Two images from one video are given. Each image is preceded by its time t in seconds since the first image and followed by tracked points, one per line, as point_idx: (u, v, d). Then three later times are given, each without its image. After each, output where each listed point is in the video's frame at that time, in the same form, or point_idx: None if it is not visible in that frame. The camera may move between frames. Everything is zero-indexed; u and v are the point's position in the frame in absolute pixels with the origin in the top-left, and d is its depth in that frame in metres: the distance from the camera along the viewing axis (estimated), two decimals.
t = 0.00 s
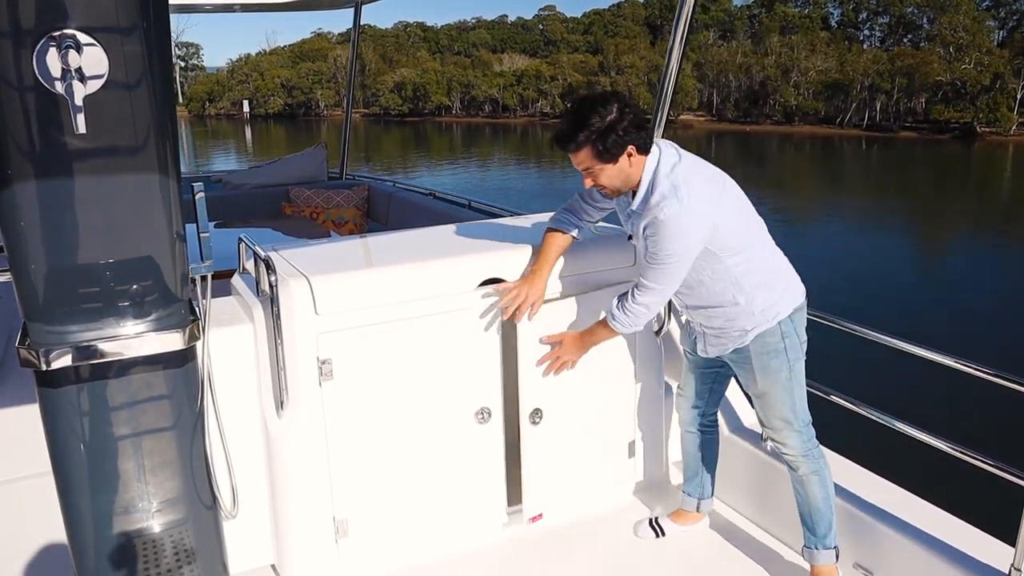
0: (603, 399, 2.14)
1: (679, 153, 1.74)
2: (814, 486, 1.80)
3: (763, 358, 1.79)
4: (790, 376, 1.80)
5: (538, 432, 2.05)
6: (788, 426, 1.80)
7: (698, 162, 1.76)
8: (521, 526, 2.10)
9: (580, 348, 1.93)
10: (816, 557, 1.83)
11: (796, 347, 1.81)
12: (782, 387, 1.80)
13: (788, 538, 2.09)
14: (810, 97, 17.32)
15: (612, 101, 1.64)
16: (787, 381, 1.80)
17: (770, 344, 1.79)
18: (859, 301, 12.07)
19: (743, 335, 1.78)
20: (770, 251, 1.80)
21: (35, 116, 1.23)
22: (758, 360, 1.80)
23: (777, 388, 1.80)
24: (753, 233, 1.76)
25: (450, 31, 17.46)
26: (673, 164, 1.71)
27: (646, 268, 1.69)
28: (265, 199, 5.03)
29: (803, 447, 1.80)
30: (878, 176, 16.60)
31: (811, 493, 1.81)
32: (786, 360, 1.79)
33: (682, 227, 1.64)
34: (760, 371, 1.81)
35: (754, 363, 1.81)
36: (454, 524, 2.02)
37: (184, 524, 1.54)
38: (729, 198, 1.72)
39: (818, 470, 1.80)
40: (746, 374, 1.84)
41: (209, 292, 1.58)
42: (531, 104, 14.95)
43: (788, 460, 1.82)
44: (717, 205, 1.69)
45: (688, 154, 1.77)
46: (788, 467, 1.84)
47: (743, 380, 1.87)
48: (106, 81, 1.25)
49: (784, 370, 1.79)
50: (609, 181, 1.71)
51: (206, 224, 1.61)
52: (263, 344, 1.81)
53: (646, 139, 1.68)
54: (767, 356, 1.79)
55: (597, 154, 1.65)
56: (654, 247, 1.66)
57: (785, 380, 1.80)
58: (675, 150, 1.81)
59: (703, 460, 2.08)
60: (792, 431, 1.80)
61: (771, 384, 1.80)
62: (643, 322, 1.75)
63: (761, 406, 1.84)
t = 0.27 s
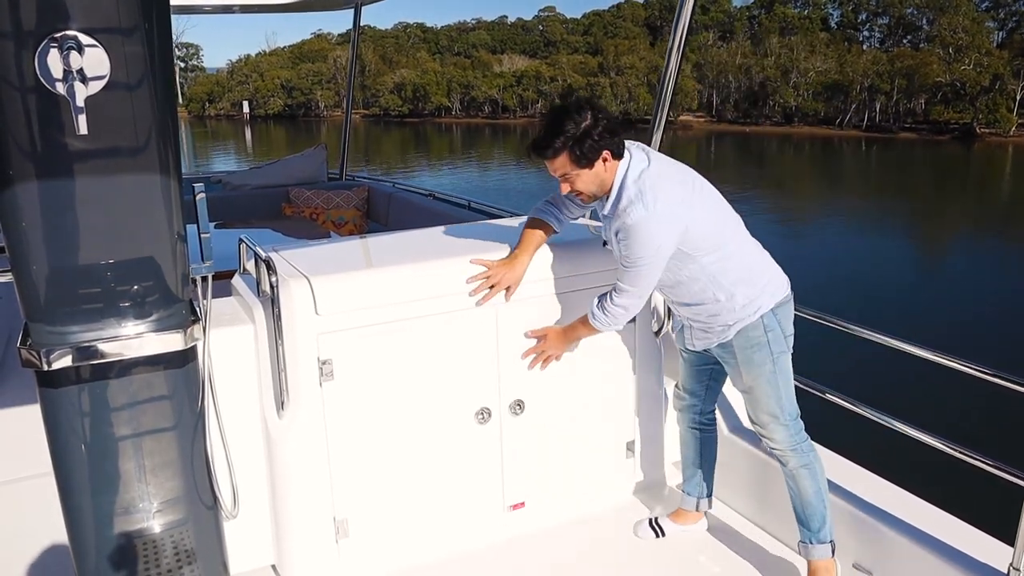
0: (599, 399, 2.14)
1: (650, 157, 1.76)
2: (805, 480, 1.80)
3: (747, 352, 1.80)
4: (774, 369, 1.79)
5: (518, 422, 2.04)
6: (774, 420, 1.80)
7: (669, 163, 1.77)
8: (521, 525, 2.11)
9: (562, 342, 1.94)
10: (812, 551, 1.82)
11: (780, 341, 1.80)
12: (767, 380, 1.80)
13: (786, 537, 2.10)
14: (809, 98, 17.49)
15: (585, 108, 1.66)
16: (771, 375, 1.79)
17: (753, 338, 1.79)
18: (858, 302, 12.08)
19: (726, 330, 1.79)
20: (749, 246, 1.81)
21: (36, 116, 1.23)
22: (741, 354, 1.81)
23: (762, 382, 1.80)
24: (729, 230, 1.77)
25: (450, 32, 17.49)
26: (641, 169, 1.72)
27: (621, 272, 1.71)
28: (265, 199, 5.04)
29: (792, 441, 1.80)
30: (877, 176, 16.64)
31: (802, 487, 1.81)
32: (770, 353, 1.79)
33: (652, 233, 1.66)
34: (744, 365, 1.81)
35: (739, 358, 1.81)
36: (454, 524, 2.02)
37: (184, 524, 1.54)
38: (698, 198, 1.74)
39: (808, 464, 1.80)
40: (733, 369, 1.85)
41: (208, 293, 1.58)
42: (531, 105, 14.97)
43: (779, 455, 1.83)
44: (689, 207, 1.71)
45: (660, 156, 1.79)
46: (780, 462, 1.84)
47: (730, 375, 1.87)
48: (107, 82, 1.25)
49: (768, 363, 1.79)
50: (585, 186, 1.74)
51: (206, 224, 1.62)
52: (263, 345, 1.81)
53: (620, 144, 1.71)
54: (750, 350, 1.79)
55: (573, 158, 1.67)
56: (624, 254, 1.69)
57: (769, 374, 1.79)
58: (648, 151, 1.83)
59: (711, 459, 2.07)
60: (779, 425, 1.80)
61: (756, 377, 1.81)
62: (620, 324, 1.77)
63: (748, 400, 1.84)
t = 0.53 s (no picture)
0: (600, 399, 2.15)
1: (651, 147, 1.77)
2: (798, 478, 1.81)
3: (740, 349, 1.80)
4: (767, 366, 1.80)
5: (516, 423, 2.04)
6: (767, 417, 1.81)
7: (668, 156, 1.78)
8: (521, 525, 2.11)
9: (569, 351, 1.91)
10: (807, 547, 1.83)
11: (774, 338, 1.81)
12: (760, 377, 1.81)
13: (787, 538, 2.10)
14: (810, 97, 17.44)
15: (597, 90, 1.68)
16: (764, 372, 1.80)
17: (748, 335, 1.79)
18: (858, 302, 12.09)
19: (720, 326, 1.80)
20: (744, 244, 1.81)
21: (39, 118, 1.23)
22: (735, 350, 1.81)
23: (755, 379, 1.81)
24: (725, 226, 1.78)
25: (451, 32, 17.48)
26: (642, 158, 1.73)
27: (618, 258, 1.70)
28: (266, 200, 5.04)
29: (784, 439, 1.81)
30: (878, 177, 16.68)
31: (795, 484, 1.82)
32: (763, 350, 1.80)
33: (652, 218, 1.66)
34: (738, 362, 1.81)
35: (732, 355, 1.82)
36: (453, 524, 2.03)
37: (185, 524, 1.55)
38: (697, 191, 1.74)
39: (800, 462, 1.81)
40: (726, 366, 1.85)
41: (209, 293, 1.58)
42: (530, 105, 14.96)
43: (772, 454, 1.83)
44: (688, 197, 1.71)
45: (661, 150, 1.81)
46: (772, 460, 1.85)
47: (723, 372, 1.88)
48: (109, 83, 1.26)
49: (762, 360, 1.80)
50: (583, 168, 1.75)
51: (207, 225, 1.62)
52: (264, 345, 1.81)
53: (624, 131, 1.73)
54: (743, 347, 1.80)
55: (578, 137, 1.68)
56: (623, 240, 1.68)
57: (762, 369, 1.80)
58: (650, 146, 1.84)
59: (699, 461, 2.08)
60: (771, 422, 1.81)
61: (749, 374, 1.81)
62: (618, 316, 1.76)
63: (741, 397, 1.85)
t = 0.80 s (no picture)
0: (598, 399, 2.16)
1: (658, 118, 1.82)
2: (729, 478, 1.89)
3: (699, 347, 1.82)
4: (719, 368, 1.84)
5: (516, 423, 2.05)
6: (705, 420, 1.85)
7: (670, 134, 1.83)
8: (520, 524, 2.11)
9: (630, 355, 1.72)
10: (743, 534, 1.93)
11: (734, 345, 1.84)
12: (709, 377, 1.83)
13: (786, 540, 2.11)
14: (808, 98, 17.25)
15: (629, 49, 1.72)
16: (716, 372, 1.83)
17: (709, 335, 1.81)
18: (857, 302, 12.12)
19: (690, 320, 1.80)
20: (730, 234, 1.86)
21: (40, 119, 1.24)
22: (694, 346, 1.83)
23: (704, 379, 1.83)
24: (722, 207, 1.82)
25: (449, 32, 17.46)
26: (655, 124, 1.77)
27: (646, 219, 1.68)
28: (265, 200, 5.05)
29: (716, 442, 1.86)
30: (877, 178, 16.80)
31: (726, 481, 1.90)
32: (719, 354, 1.83)
33: (676, 174, 1.68)
34: (692, 358, 1.84)
35: (688, 350, 1.84)
36: (453, 524, 2.03)
37: (186, 525, 1.55)
38: (702, 167, 1.79)
39: (731, 463, 1.88)
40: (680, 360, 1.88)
41: (210, 294, 1.59)
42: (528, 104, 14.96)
43: (704, 456, 1.90)
44: (699, 166, 1.75)
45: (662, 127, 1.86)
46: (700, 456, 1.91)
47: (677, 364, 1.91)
48: (111, 84, 1.26)
49: (714, 363, 1.83)
50: (598, 125, 1.75)
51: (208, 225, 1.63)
52: (264, 345, 1.82)
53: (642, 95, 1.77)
54: (703, 345, 1.82)
55: (601, 89, 1.70)
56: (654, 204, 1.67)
57: (714, 372, 1.83)
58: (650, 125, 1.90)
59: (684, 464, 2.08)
60: (707, 426, 1.85)
61: (698, 373, 1.84)
62: (666, 294, 1.69)
63: (689, 391, 1.87)
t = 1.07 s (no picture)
0: (596, 399, 2.17)
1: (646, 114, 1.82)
2: (624, 497, 1.84)
3: (649, 359, 1.81)
4: (662, 387, 1.82)
5: (515, 424, 2.06)
6: (637, 431, 1.83)
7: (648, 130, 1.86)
8: (519, 524, 2.13)
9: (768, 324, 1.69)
10: (588, 559, 1.87)
11: (680, 367, 1.84)
12: (650, 394, 1.82)
13: (782, 539, 2.13)
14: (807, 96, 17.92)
15: (638, 38, 1.73)
16: (659, 388, 1.82)
17: (662, 350, 1.81)
18: (855, 302, 12.14)
19: (651, 326, 1.79)
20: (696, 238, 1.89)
21: (42, 120, 1.25)
22: (643, 358, 1.82)
23: (647, 392, 1.82)
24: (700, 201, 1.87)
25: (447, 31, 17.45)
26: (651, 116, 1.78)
27: (700, 196, 1.65)
28: (264, 201, 5.05)
29: (635, 456, 1.83)
30: (875, 177, 16.89)
31: (618, 499, 1.85)
32: (666, 373, 1.82)
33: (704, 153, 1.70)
34: (639, 370, 1.82)
35: (637, 361, 1.83)
36: (453, 523, 2.04)
37: (187, 524, 1.56)
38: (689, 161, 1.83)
39: (634, 480, 1.84)
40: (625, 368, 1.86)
41: (211, 295, 1.60)
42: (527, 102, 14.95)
43: (614, 463, 1.86)
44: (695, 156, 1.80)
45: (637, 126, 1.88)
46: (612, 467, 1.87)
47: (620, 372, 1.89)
48: (112, 87, 1.27)
49: (660, 380, 1.82)
50: (609, 110, 1.71)
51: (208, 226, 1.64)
52: (264, 347, 1.82)
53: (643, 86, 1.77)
54: (654, 358, 1.81)
55: (617, 71, 1.68)
56: (696, 185, 1.65)
57: (658, 388, 1.82)
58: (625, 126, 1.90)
59: (681, 469, 2.08)
60: (637, 437, 1.83)
61: (644, 386, 1.82)
62: (756, 266, 1.69)
63: (627, 400, 1.84)
